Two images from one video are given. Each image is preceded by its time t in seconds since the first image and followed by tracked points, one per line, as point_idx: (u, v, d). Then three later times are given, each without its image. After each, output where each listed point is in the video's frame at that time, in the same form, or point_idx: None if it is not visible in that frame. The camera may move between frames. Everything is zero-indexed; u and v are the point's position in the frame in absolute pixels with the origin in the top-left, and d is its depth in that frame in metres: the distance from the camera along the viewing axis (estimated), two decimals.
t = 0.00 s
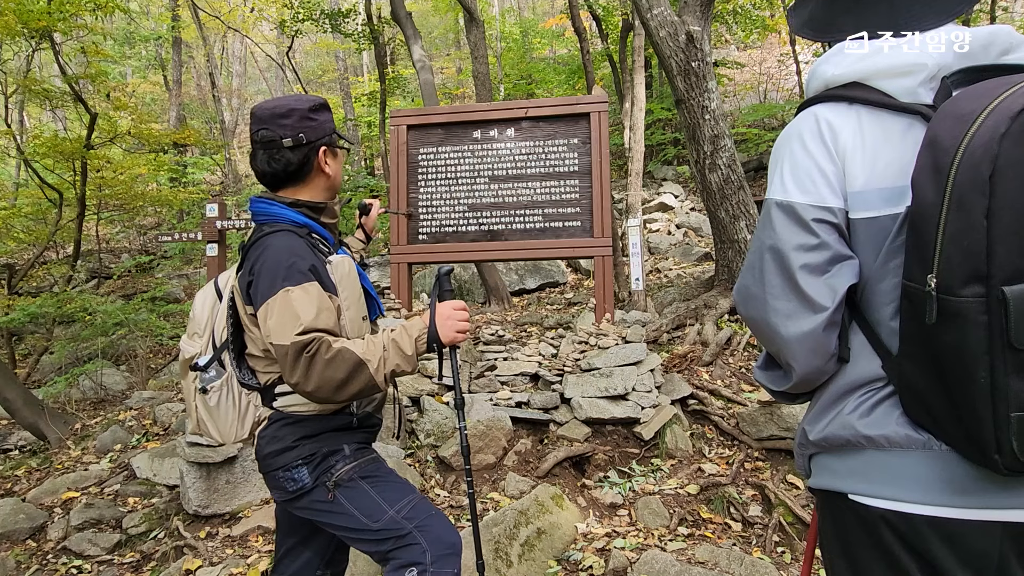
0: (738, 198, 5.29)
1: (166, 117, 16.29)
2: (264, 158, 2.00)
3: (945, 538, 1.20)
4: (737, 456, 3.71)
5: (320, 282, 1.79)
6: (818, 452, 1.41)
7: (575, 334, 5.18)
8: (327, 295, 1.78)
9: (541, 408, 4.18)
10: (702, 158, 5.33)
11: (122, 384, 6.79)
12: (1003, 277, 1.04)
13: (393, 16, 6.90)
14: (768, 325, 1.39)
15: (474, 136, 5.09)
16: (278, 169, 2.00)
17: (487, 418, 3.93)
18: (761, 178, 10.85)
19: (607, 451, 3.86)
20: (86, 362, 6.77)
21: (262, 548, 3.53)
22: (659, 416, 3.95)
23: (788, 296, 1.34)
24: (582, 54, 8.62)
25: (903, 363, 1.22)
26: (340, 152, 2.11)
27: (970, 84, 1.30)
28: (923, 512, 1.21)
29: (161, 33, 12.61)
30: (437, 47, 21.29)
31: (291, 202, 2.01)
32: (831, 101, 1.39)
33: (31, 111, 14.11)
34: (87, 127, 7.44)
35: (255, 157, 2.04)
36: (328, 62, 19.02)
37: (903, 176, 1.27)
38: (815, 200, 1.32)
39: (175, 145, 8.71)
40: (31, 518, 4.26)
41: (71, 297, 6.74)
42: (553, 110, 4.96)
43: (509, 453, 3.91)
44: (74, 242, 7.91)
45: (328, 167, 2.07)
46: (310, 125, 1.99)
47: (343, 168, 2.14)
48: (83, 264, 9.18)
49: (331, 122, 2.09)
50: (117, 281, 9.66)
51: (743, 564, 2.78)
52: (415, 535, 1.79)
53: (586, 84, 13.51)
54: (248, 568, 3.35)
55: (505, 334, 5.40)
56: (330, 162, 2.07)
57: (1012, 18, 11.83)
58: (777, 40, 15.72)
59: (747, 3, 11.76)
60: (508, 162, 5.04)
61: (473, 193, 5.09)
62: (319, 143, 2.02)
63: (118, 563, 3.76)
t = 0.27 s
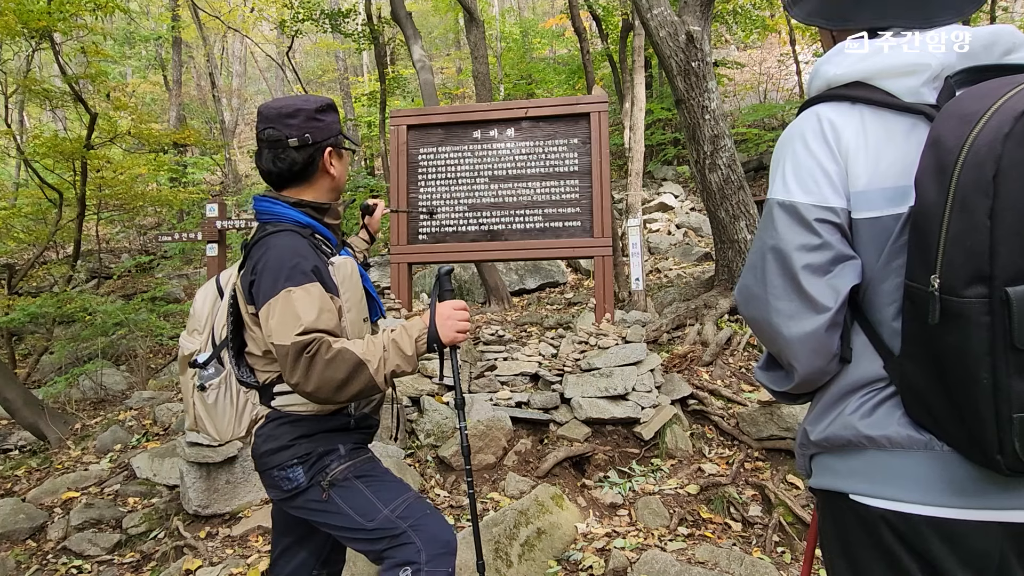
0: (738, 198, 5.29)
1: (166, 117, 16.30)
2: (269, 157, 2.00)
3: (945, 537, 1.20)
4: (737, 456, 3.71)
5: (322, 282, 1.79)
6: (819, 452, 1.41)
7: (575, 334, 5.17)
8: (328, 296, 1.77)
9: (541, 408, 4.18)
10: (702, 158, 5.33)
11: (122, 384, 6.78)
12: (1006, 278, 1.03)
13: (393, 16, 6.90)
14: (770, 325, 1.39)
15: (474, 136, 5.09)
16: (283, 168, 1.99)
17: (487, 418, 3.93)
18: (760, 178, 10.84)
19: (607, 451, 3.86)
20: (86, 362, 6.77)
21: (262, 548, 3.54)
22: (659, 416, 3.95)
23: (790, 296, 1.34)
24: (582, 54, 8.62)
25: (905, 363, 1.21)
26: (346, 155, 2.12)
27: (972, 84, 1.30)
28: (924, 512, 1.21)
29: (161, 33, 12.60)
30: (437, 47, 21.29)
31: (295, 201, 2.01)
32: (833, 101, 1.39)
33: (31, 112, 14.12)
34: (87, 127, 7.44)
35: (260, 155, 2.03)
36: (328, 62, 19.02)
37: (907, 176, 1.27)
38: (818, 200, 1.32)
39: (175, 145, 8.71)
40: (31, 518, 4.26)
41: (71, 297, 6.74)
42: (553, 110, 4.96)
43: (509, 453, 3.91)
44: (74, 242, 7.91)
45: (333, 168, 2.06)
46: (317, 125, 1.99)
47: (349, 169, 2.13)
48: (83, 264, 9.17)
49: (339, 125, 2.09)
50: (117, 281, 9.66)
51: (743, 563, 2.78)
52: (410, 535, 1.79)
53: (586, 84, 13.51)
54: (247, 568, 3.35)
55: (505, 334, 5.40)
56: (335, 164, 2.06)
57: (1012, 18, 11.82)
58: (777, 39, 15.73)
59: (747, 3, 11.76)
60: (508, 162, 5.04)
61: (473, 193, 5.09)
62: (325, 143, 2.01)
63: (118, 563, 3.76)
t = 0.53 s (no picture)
0: (738, 198, 5.29)
1: (166, 117, 16.30)
2: (271, 157, 2.00)
3: (946, 537, 1.20)
4: (737, 456, 3.71)
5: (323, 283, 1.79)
6: (819, 452, 1.41)
7: (575, 334, 5.18)
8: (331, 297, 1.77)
9: (541, 408, 4.18)
10: (702, 158, 5.33)
11: (122, 384, 6.78)
12: (1006, 278, 1.03)
13: (393, 16, 6.90)
14: (771, 325, 1.39)
15: (474, 136, 5.09)
16: (285, 168, 1.99)
17: (487, 418, 3.93)
18: (760, 178, 10.84)
19: (607, 451, 3.85)
20: (86, 362, 6.77)
21: (262, 548, 3.54)
22: (659, 416, 3.95)
23: (791, 296, 1.34)
24: (582, 54, 8.62)
25: (905, 363, 1.21)
26: (348, 155, 2.11)
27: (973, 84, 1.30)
28: (925, 512, 1.21)
29: (161, 33, 12.60)
30: (437, 47, 21.30)
31: (297, 201, 2.02)
32: (833, 101, 1.39)
33: (31, 112, 14.12)
34: (87, 127, 7.44)
35: (262, 156, 2.04)
36: (328, 62, 19.02)
37: (907, 176, 1.27)
38: (818, 200, 1.32)
39: (175, 145, 8.70)
40: (31, 518, 4.26)
41: (71, 297, 6.74)
42: (553, 110, 4.96)
43: (509, 453, 3.91)
44: (74, 242, 7.91)
45: (334, 168, 2.06)
46: (318, 125, 1.99)
47: (350, 168, 2.13)
48: (83, 264, 9.17)
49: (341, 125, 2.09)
50: (117, 281, 9.66)
51: (743, 564, 2.78)
52: (411, 534, 1.79)
53: (586, 84, 13.51)
54: (247, 568, 3.35)
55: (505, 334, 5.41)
56: (336, 164, 2.06)
57: (1012, 18, 11.82)
58: (776, 40, 15.73)
59: (747, 3, 11.76)
60: (508, 162, 5.04)
61: (473, 193, 5.09)
62: (325, 143, 2.00)
63: (118, 563, 3.76)
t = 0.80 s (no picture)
0: (738, 198, 5.28)
1: (166, 117, 16.30)
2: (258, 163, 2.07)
3: (945, 537, 1.20)
4: (737, 456, 3.71)
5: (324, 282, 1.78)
6: (819, 452, 1.41)
7: (575, 334, 5.18)
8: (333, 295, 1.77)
9: (541, 408, 4.18)
10: (702, 158, 5.33)
11: (122, 384, 6.77)
12: (1004, 277, 1.04)
13: (393, 16, 6.90)
14: (770, 325, 1.39)
15: (474, 136, 5.09)
16: (266, 173, 2.05)
17: (487, 418, 3.93)
18: (761, 178, 10.83)
19: (607, 451, 3.85)
20: (86, 362, 6.77)
21: (262, 548, 3.54)
22: (659, 416, 3.95)
23: (790, 296, 1.34)
24: (582, 54, 8.62)
25: (904, 362, 1.22)
26: (327, 149, 2.05)
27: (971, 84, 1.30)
28: (925, 512, 1.21)
29: (161, 33, 12.60)
30: (437, 47, 21.30)
31: (297, 202, 2.04)
32: (832, 101, 1.39)
33: (31, 111, 14.11)
34: (87, 127, 7.44)
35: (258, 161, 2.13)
36: (328, 62, 19.02)
37: (905, 176, 1.27)
38: (817, 200, 1.32)
39: (175, 145, 8.70)
40: (31, 518, 4.26)
41: (71, 298, 6.75)
42: (553, 110, 4.96)
43: (509, 453, 3.91)
44: (74, 242, 7.91)
45: (309, 165, 2.03)
46: (283, 126, 2.00)
47: (334, 163, 2.07)
48: (83, 264, 9.18)
49: (316, 118, 2.04)
50: (117, 281, 9.66)
51: (743, 564, 2.78)
52: (413, 535, 1.79)
53: (586, 84, 13.51)
54: (247, 568, 3.35)
55: (505, 334, 5.41)
56: (310, 160, 2.03)
57: (1012, 18, 11.82)
58: (777, 40, 15.73)
59: (748, 3, 11.75)
60: (508, 162, 5.04)
61: (473, 193, 5.09)
62: (292, 142, 2.00)
63: (118, 563, 3.76)
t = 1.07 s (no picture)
0: (738, 198, 5.29)
1: (166, 117, 16.31)
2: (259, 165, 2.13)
3: (946, 537, 1.20)
4: (737, 456, 3.70)
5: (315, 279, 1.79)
6: (819, 452, 1.41)
7: (575, 334, 5.18)
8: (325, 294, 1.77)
9: (541, 408, 4.18)
10: (702, 158, 5.33)
11: (122, 384, 6.76)
12: (1005, 277, 1.03)
13: (393, 16, 6.90)
14: (770, 324, 1.39)
15: (474, 136, 5.09)
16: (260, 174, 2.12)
17: (487, 418, 3.93)
18: (761, 178, 10.84)
19: (607, 451, 3.85)
20: (86, 362, 6.77)
21: (262, 548, 3.54)
22: (659, 416, 3.95)
23: (789, 296, 1.34)
24: (582, 54, 8.62)
25: (904, 362, 1.22)
26: (310, 147, 2.04)
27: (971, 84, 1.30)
28: (925, 512, 1.21)
29: (161, 33, 12.60)
30: (437, 47, 21.30)
31: (294, 201, 2.06)
32: (832, 101, 1.39)
33: (31, 112, 14.11)
34: (87, 127, 7.44)
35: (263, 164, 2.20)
36: (328, 62, 19.02)
37: (905, 176, 1.27)
38: (816, 199, 1.32)
39: (175, 145, 8.70)
40: (31, 518, 4.26)
41: (71, 297, 6.75)
42: (553, 110, 4.96)
43: (509, 453, 3.91)
44: (74, 242, 7.91)
45: (292, 165, 2.05)
46: (267, 126, 2.06)
47: (318, 162, 2.05)
48: (83, 264, 9.18)
49: (298, 117, 2.04)
50: (117, 281, 9.66)
51: (743, 563, 2.78)
52: (406, 537, 1.77)
53: (586, 84, 13.51)
54: (247, 568, 3.35)
55: (505, 334, 5.41)
56: (292, 160, 2.04)
57: (1012, 18, 11.81)
58: (777, 39, 15.73)
59: (748, 3, 11.75)
60: (508, 162, 5.04)
61: (473, 193, 5.10)
62: (276, 142, 2.04)
63: (118, 563, 3.76)
